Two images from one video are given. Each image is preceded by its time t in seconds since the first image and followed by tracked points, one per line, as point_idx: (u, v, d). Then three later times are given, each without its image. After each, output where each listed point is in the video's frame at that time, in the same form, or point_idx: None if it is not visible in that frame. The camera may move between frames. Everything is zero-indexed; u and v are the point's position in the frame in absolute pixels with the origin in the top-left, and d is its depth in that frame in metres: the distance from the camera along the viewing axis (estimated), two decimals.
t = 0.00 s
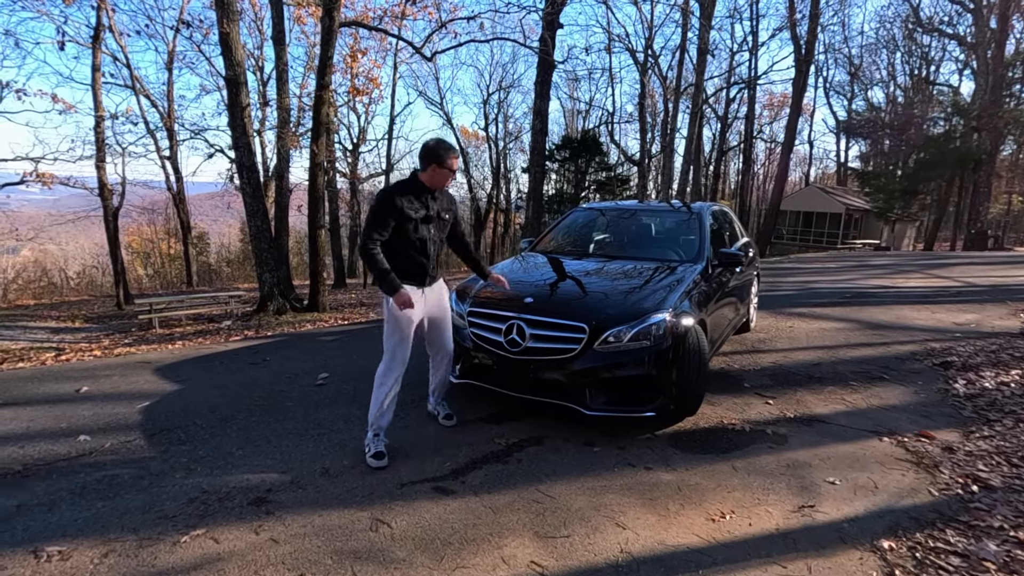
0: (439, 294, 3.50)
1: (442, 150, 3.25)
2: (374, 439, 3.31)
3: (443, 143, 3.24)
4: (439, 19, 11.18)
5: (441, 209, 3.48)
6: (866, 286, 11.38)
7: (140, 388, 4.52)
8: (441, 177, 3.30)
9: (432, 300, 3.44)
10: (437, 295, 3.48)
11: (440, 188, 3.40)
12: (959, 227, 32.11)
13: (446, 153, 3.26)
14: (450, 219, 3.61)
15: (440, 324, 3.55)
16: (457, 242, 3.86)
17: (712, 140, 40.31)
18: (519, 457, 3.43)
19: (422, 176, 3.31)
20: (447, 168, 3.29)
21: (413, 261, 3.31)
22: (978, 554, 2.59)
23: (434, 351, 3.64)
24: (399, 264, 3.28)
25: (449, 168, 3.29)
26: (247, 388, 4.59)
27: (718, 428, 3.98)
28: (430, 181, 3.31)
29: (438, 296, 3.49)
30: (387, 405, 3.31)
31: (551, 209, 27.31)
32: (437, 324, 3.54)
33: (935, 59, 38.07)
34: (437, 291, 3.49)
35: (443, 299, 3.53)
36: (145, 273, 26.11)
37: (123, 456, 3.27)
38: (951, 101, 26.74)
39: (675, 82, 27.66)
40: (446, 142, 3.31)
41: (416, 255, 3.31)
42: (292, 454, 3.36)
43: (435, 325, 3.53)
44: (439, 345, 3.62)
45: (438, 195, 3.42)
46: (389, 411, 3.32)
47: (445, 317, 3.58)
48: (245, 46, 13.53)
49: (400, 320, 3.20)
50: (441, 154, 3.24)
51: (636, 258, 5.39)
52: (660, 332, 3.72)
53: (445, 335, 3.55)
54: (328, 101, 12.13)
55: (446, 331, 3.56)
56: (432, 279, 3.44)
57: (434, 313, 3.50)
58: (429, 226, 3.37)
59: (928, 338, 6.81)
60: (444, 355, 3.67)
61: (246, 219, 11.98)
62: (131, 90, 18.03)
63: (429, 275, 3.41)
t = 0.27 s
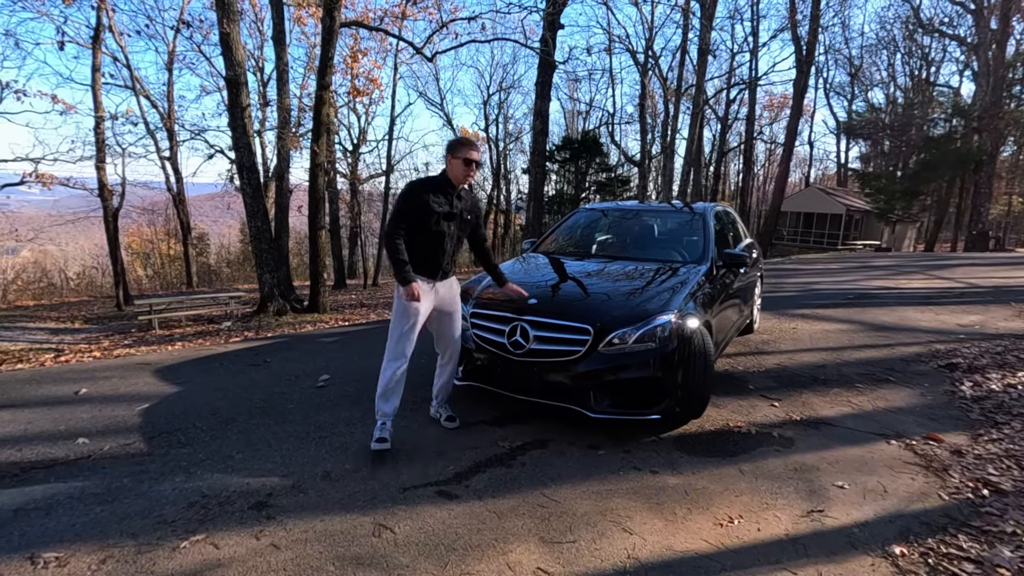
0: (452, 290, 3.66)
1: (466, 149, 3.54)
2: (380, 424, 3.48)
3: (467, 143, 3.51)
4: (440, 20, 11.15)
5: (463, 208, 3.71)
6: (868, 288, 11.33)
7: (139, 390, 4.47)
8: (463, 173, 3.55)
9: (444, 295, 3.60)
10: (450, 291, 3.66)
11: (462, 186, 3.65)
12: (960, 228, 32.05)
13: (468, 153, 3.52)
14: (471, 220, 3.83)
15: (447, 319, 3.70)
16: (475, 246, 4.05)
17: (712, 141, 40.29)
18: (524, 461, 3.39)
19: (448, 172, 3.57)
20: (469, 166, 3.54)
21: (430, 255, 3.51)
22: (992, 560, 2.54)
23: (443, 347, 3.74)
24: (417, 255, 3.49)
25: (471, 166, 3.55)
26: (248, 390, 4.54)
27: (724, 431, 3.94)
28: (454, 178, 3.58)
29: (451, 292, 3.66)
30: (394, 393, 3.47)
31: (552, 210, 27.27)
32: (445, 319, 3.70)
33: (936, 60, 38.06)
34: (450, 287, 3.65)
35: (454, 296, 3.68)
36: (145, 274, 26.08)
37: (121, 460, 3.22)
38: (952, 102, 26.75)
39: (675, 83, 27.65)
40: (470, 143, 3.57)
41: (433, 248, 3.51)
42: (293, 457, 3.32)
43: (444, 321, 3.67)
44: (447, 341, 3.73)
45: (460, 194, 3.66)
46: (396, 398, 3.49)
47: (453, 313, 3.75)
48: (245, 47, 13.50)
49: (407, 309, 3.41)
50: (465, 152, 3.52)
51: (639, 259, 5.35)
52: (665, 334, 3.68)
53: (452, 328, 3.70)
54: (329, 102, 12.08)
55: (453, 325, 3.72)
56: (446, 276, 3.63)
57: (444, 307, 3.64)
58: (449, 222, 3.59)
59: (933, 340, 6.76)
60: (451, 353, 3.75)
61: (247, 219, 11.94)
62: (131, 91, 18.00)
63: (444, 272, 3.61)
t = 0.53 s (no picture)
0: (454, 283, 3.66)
1: (468, 139, 3.55)
2: (387, 410, 3.67)
3: (467, 132, 3.53)
4: (440, 18, 11.07)
5: (469, 201, 3.71)
6: (871, 287, 11.24)
7: (132, 392, 4.37)
8: (466, 164, 3.57)
9: (445, 288, 3.62)
10: (453, 283, 3.66)
11: (467, 178, 3.67)
12: (961, 228, 31.99)
13: (469, 142, 3.54)
14: (478, 213, 3.81)
15: (449, 312, 3.69)
16: (483, 243, 4.01)
17: (712, 141, 40.22)
18: (526, 465, 3.30)
19: (451, 163, 3.60)
20: (471, 155, 3.55)
21: (433, 247, 3.52)
22: (1015, 570, 2.45)
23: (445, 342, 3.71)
24: (420, 247, 3.50)
25: (472, 155, 3.56)
26: (244, 392, 4.44)
27: (731, 434, 3.84)
28: (457, 169, 3.60)
29: (453, 284, 3.65)
30: (397, 382, 3.62)
31: (551, 210, 27.21)
32: (449, 312, 3.70)
33: (935, 60, 38.03)
34: (453, 280, 3.65)
35: (455, 288, 3.66)
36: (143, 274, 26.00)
37: (112, 465, 3.12)
38: (952, 102, 26.73)
39: (675, 83, 27.57)
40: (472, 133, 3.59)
41: (436, 240, 3.52)
42: (291, 461, 3.23)
43: (446, 315, 3.67)
44: (448, 336, 3.70)
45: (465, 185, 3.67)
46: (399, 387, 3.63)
47: (458, 304, 3.74)
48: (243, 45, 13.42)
49: (409, 302, 3.49)
50: (466, 143, 3.54)
51: (643, 258, 5.26)
52: (672, 335, 3.58)
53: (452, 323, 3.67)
54: (328, 100, 12.00)
55: (456, 318, 3.70)
56: (450, 269, 3.64)
57: (447, 301, 3.65)
58: (453, 214, 3.59)
59: (939, 340, 6.68)
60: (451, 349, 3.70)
61: (245, 219, 11.86)
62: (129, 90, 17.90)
63: (449, 265, 3.61)
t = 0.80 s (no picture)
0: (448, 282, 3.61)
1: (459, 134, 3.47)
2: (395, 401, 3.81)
3: (457, 128, 3.47)
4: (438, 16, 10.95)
5: (463, 198, 3.62)
6: (873, 288, 11.13)
7: (117, 398, 4.22)
8: (457, 161, 3.49)
9: (437, 287, 3.57)
10: (446, 283, 3.61)
11: (461, 175, 3.59)
12: (960, 228, 31.93)
13: (459, 138, 3.46)
14: (475, 211, 3.72)
15: (445, 313, 3.65)
16: (486, 244, 3.89)
17: (711, 141, 40.17)
18: (526, 476, 3.16)
19: (443, 161, 3.54)
20: (461, 151, 3.47)
21: (423, 246, 3.48)
22: None
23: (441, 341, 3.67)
24: (410, 246, 3.48)
25: (462, 152, 3.48)
26: (233, 398, 4.29)
27: (737, 442, 3.71)
28: (449, 167, 3.53)
29: (446, 283, 3.60)
30: (400, 377, 3.72)
31: (550, 210, 27.09)
32: (446, 310, 3.66)
33: (934, 60, 38.02)
34: (446, 279, 3.60)
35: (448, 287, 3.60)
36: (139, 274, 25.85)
37: (91, 477, 2.98)
38: (951, 102, 26.68)
39: (674, 82, 27.49)
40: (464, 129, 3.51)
41: (426, 239, 3.48)
42: (279, 472, 3.09)
43: (441, 314, 3.63)
44: (443, 336, 3.65)
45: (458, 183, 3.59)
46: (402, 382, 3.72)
47: (454, 302, 3.69)
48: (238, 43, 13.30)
49: (400, 306, 3.50)
50: (457, 140, 3.46)
51: (644, 259, 5.13)
52: (677, 340, 3.45)
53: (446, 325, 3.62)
54: (325, 99, 11.85)
55: (451, 318, 3.65)
56: (443, 269, 3.57)
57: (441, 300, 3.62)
58: (443, 211, 3.52)
59: (945, 342, 6.56)
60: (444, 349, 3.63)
61: (240, 218, 11.71)
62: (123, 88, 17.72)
63: (440, 264, 3.53)
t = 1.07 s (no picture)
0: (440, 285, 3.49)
1: (441, 135, 3.37)
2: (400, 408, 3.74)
3: (439, 129, 3.36)
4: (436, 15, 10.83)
5: (447, 201, 3.49)
6: (874, 290, 11.04)
7: (104, 405, 4.08)
8: (438, 164, 3.37)
9: (428, 291, 3.46)
10: (437, 287, 3.49)
11: (445, 179, 3.47)
12: (958, 229, 31.91)
13: (442, 139, 3.35)
14: (466, 214, 3.58)
15: (440, 315, 3.53)
16: (483, 247, 3.75)
17: (709, 142, 40.15)
18: (526, 488, 3.04)
19: (428, 164, 3.44)
20: (444, 152, 3.35)
21: (407, 251, 3.39)
22: None
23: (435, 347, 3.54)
24: (394, 252, 3.40)
25: (445, 152, 3.36)
26: (223, 404, 4.16)
27: (743, 451, 3.60)
28: (432, 170, 3.42)
29: (438, 287, 3.48)
30: (399, 383, 3.65)
31: (547, 210, 26.96)
32: (441, 315, 3.54)
33: (931, 61, 38.01)
34: (438, 283, 3.48)
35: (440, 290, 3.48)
36: (135, 274, 25.66)
37: (72, 490, 2.85)
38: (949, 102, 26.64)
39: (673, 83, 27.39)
40: (447, 129, 3.40)
41: (409, 244, 3.38)
42: (269, 485, 2.97)
43: (435, 318, 3.50)
44: (438, 341, 3.52)
45: (444, 186, 3.47)
46: (402, 388, 3.65)
47: (449, 306, 3.56)
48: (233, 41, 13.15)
49: (391, 307, 3.45)
50: (440, 141, 3.35)
51: (645, 261, 5.02)
52: (682, 346, 3.34)
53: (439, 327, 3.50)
54: (321, 98, 11.72)
55: (445, 322, 3.51)
56: (432, 274, 3.45)
57: (435, 304, 3.51)
58: (427, 216, 3.41)
59: (950, 346, 6.46)
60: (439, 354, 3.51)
61: (235, 219, 11.56)
62: (118, 87, 17.56)
63: (427, 268, 3.41)
